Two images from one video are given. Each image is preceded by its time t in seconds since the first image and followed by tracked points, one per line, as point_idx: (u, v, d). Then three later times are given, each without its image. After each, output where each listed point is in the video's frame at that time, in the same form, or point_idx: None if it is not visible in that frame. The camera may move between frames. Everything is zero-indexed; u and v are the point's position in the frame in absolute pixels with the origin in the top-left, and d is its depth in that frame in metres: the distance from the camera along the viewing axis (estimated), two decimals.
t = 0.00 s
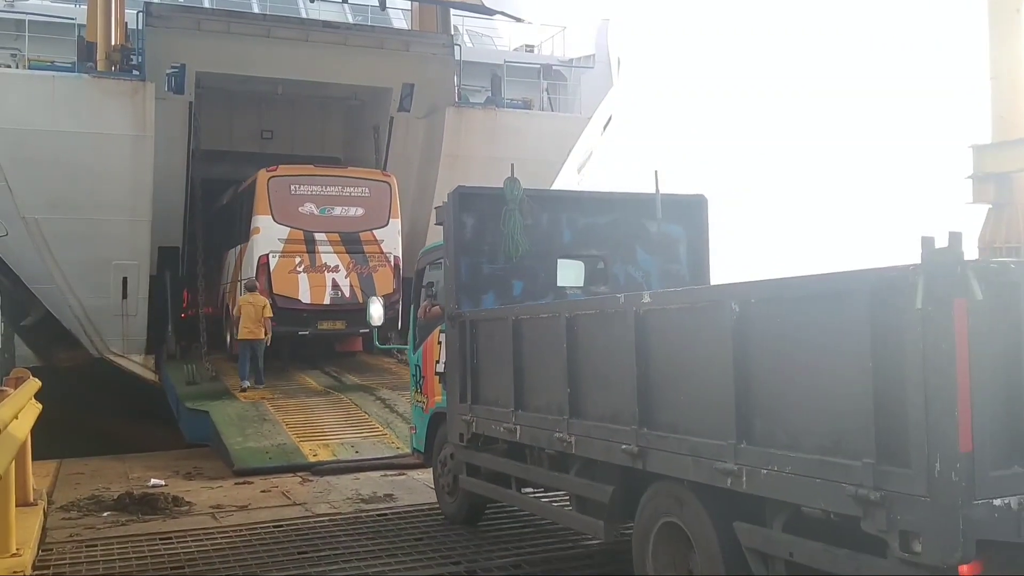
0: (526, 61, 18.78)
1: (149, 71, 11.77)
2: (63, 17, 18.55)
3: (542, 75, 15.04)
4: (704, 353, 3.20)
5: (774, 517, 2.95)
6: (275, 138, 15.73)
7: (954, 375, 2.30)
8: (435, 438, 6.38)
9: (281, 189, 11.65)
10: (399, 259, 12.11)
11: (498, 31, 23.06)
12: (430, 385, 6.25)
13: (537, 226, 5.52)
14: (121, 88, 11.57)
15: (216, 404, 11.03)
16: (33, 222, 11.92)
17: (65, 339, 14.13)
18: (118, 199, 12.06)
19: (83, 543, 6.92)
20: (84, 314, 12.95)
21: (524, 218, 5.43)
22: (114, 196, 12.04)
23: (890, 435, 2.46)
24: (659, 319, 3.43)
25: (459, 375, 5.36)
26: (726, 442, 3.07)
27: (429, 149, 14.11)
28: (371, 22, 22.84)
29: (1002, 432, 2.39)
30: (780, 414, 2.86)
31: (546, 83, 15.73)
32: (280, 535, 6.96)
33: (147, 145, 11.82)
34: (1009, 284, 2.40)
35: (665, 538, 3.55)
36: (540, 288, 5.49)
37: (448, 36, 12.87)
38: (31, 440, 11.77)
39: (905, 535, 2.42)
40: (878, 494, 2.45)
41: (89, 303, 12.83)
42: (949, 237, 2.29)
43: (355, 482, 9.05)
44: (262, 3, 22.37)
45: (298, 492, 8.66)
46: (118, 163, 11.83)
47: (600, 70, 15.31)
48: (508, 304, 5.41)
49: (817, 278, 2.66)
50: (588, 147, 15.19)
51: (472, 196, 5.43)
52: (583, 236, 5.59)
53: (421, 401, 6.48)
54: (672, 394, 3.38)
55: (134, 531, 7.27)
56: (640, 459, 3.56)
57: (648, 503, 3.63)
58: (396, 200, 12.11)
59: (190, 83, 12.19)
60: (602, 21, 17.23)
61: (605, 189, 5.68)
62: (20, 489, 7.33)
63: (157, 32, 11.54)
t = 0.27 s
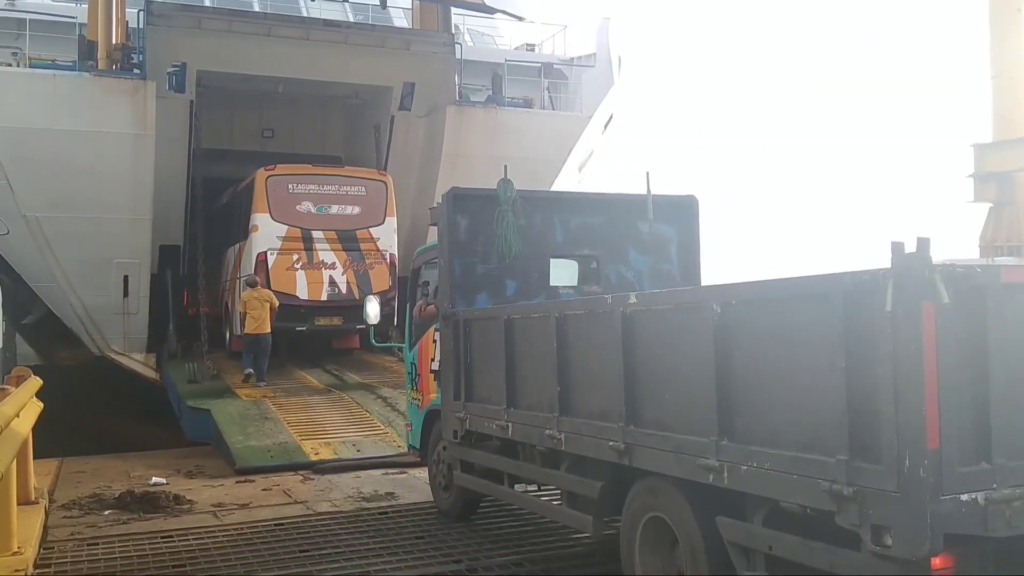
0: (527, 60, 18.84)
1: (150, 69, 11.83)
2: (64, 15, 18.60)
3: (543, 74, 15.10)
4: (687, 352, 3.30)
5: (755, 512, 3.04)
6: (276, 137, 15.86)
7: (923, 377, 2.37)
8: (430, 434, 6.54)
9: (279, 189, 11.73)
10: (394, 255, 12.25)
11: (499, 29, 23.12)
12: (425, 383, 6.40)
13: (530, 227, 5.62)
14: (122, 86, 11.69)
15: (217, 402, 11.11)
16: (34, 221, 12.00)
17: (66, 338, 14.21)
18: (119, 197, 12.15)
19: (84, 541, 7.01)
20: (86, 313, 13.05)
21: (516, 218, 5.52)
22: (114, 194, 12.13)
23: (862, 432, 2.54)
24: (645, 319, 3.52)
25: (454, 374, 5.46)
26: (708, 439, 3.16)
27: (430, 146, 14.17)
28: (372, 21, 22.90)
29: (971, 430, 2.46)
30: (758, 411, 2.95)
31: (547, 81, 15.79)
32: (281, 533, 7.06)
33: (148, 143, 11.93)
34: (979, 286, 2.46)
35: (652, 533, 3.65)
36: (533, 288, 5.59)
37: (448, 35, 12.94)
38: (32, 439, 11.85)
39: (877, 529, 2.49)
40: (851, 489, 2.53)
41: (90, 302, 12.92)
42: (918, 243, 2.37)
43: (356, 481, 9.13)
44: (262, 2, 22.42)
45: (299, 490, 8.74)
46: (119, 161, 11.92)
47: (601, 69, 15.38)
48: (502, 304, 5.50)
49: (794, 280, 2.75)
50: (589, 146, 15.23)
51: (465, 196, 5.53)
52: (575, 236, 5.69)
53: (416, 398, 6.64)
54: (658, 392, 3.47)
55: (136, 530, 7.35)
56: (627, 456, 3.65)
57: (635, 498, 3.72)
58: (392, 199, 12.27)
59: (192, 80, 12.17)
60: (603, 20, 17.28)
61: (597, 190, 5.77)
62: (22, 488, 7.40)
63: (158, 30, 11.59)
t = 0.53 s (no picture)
0: (533, 60, 18.88)
1: (156, 70, 11.92)
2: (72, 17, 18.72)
3: (550, 73, 15.12)
4: (679, 350, 3.38)
5: (745, 508, 3.10)
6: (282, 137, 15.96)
7: (902, 375, 2.43)
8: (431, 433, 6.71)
9: (282, 189, 11.86)
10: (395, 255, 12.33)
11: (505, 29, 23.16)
12: (426, 383, 6.56)
13: (528, 229, 5.81)
14: (128, 85, 11.75)
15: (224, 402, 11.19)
16: (41, 220, 12.13)
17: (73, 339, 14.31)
18: (125, 196, 12.26)
19: (92, 540, 7.09)
20: (93, 313, 13.14)
21: (515, 221, 5.72)
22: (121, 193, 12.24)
23: (846, 429, 2.61)
24: (639, 320, 3.60)
25: (453, 375, 5.68)
26: (700, 436, 3.24)
27: (435, 145, 14.24)
28: (378, 21, 22.97)
29: (950, 425, 2.51)
30: (746, 409, 3.03)
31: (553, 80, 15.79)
32: (288, 532, 7.15)
33: (154, 142, 12.03)
34: (957, 286, 2.51)
35: (647, 531, 3.72)
36: (531, 288, 5.78)
37: (453, 35, 13.02)
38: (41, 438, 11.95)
39: (861, 524, 2.55)
40: (835, 484, 2.59)
41: (97, 302, 12.99)
42: (896, 245, 2.44)
43: (362, 481, 9.19)
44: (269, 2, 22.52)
45: (305, 490, 8.80)
46: (125, 161, 12.04)
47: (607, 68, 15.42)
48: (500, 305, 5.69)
49: (780, 281, 2.83)
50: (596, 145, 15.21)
51: (464, 200, 5.73)
52: (573, 237, 5.88)
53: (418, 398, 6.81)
54: (652, 390, 3.56)
55: (143, 529, 7.43)
56: (622, 453, 3.73)
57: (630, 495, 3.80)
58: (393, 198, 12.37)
59: (198, 80, 12.27)
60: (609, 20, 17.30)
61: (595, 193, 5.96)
62: (30, 487, 7.48)
63: (164, 30, 11.67)
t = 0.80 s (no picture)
0: (542, 57, 18.92)
1: (165, 67, 12.02)
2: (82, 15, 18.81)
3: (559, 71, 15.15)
4: (675, 348, 3.44)
5: (740, 501, 3.15)
6: (291, 135, 16.06)
7: (892, 372, 2.48)
8: (435, 428, 6.78)
9: (288, 186, 11.92)
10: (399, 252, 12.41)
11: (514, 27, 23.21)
12: (430, 380, 6.63)
13: (531, 228, 5.88)
14: (138, 83, 11.87)
15: (233, 399, 11.27)
16: (51, 217, 12.21)
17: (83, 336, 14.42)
18: (136, 195, 12.34)
19: (102, 536, 7.17)
20: (102, 310, 13.23)
21: (517, 220, 5.78)
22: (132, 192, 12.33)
23: (837, 424, 2.66)
24: (639, 317, 3.64)
25: (456, 372, 5.74)
26: (695, 432, 3.30)
27: (443, 143, 14.31)
28: (387, 19, 23.02)
29: (939, 420, 2.56)
30: (740, 404, 3.08)
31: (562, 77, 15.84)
32: (296, 527, 7.22)
33: (164, 141, 12.11)
34: (946, 284, 2.56)
35: (646, 523, 3.79)
36: (535, 286, 5.84)
37: (461, 33, 13.04)
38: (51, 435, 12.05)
39: (852, 516, 2.60)
40: (828, 478, 2.64)
41: (106, 299, 13.09)
42: (886, 243, 2.48)
43: (371, 478, 9.24)
44: None
45: (314, 487, 8.86)
46: (136, 159, 12.13)
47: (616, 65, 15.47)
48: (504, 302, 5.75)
49: (774, 280, 2.88)
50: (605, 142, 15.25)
51: (467, 198, 5.79)
52: (575, 236, 5.94)
53: (423, 395, 6.89)
54: (650, 387, 3.61)
55: (153, 525, 7.52)
56: (621, 448, 3.79)
57: (629, 489, 3.86)
58: (395, 197, 12.48)
59: (207, 79, 12.39)
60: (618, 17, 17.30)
61: (597, 192, 6.04)
62: (40, 483, 7.56)
63: (174, 28, 11.71)
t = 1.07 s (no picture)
0: (557, 55, 18.95)
1: (182, 67, 12.15)
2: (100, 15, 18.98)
3: (574, 69, 15.18)
4: (681, 343, 3.50)
5: (744, 492, 3.21)
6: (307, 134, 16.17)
7: (892, 366, 2.52)
8: (447, 423, 6.86)
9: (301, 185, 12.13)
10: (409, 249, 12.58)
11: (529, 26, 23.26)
12: (443, 375, 6.70)
13: (543, 225, 5.93)
14: (154, 81, 12.00)
15: (249, 396, 11.37)
16: (69, 215, 12.33)
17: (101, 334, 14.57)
18: (153, 193, 12.45)
19: (119, 530, 7.28)
20: (119, 307, 13.34)
21: (528, 217, 5.83)
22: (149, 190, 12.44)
23: (838, 416, 2.70)
24: (645, 312, 3.70)
25: (467, 368, 5.81)
26: (700, 424, 3.36)
27: (458, 141, 14.41)
28: (403, 18, 23.12)
29: (938, 411, 2.60)
30: (743, 396, 3.14)
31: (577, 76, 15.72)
32: (311, 522, 7.31)
33: (181, 139, 12.24)
34: (945, 278, 2.61)
35: (652, 516, 3.85)
36: (545, 283, 5.90)
37: (476, 32, 13.08)
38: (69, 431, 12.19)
39: (852, 506, 2.64)
40: (828, 469, 2.69)
41: (124, 296, 13.20)
42: (886, 236, 2.52)
43: (385, 474, 9.31)
44: None
45: (329, 483, 8.94)
46: (153, 158, 12.26)
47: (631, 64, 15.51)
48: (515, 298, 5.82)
49: (777, 274, 2.93)
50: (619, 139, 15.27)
51: (479, 195, 5.85)
52: (587, 232, 5.99)
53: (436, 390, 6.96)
54: (656, 380, 3.67)
55: (170, 519, 7.62)
56: (627, 440, 3.86)
57: (636, 481, 3.93)
58: (406, 195, 12.67)
59: (223, 78, 12.45)
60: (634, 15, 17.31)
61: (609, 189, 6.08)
62: (58, 477, 7.67)
63: (190, 28, 11.77)
